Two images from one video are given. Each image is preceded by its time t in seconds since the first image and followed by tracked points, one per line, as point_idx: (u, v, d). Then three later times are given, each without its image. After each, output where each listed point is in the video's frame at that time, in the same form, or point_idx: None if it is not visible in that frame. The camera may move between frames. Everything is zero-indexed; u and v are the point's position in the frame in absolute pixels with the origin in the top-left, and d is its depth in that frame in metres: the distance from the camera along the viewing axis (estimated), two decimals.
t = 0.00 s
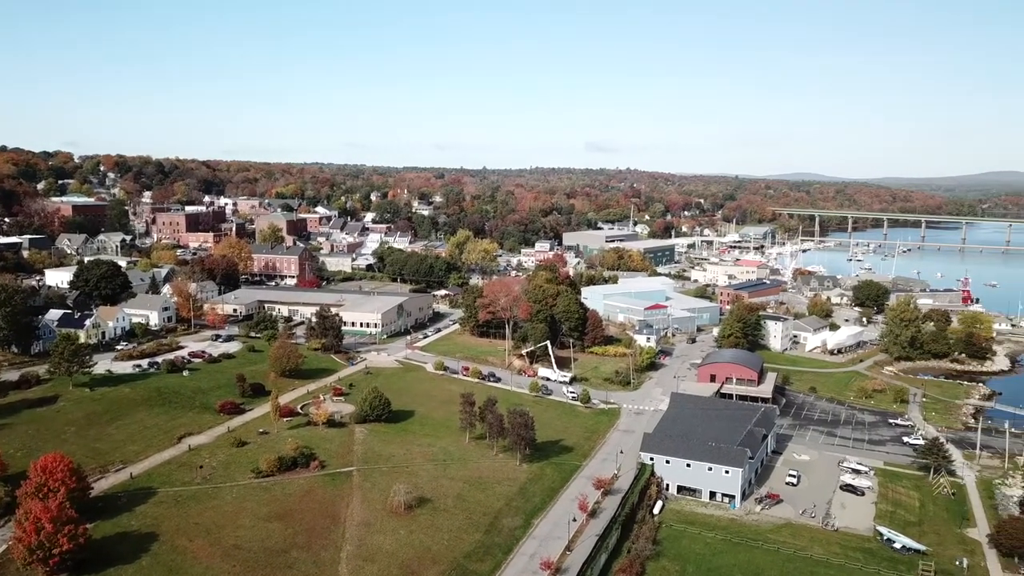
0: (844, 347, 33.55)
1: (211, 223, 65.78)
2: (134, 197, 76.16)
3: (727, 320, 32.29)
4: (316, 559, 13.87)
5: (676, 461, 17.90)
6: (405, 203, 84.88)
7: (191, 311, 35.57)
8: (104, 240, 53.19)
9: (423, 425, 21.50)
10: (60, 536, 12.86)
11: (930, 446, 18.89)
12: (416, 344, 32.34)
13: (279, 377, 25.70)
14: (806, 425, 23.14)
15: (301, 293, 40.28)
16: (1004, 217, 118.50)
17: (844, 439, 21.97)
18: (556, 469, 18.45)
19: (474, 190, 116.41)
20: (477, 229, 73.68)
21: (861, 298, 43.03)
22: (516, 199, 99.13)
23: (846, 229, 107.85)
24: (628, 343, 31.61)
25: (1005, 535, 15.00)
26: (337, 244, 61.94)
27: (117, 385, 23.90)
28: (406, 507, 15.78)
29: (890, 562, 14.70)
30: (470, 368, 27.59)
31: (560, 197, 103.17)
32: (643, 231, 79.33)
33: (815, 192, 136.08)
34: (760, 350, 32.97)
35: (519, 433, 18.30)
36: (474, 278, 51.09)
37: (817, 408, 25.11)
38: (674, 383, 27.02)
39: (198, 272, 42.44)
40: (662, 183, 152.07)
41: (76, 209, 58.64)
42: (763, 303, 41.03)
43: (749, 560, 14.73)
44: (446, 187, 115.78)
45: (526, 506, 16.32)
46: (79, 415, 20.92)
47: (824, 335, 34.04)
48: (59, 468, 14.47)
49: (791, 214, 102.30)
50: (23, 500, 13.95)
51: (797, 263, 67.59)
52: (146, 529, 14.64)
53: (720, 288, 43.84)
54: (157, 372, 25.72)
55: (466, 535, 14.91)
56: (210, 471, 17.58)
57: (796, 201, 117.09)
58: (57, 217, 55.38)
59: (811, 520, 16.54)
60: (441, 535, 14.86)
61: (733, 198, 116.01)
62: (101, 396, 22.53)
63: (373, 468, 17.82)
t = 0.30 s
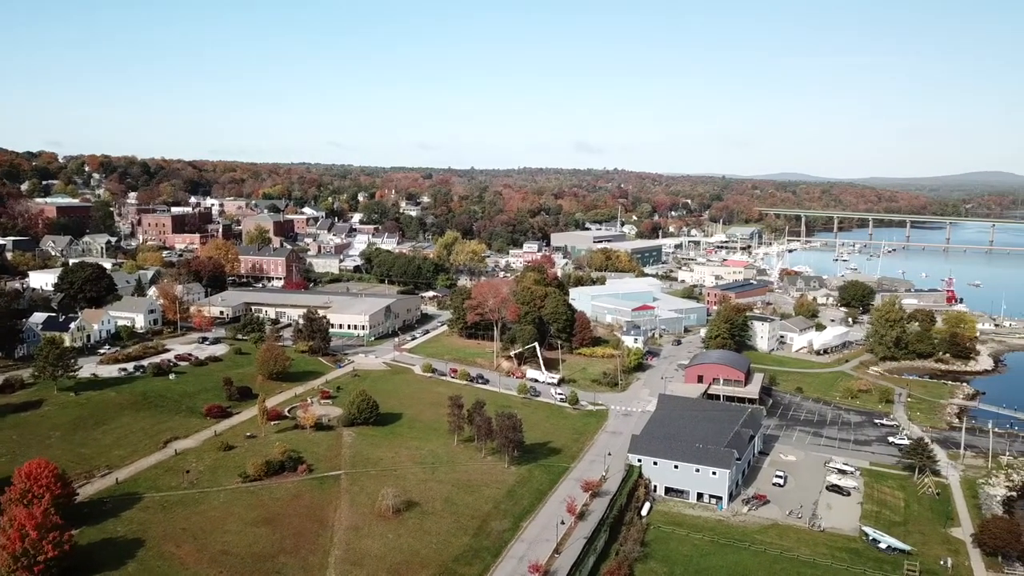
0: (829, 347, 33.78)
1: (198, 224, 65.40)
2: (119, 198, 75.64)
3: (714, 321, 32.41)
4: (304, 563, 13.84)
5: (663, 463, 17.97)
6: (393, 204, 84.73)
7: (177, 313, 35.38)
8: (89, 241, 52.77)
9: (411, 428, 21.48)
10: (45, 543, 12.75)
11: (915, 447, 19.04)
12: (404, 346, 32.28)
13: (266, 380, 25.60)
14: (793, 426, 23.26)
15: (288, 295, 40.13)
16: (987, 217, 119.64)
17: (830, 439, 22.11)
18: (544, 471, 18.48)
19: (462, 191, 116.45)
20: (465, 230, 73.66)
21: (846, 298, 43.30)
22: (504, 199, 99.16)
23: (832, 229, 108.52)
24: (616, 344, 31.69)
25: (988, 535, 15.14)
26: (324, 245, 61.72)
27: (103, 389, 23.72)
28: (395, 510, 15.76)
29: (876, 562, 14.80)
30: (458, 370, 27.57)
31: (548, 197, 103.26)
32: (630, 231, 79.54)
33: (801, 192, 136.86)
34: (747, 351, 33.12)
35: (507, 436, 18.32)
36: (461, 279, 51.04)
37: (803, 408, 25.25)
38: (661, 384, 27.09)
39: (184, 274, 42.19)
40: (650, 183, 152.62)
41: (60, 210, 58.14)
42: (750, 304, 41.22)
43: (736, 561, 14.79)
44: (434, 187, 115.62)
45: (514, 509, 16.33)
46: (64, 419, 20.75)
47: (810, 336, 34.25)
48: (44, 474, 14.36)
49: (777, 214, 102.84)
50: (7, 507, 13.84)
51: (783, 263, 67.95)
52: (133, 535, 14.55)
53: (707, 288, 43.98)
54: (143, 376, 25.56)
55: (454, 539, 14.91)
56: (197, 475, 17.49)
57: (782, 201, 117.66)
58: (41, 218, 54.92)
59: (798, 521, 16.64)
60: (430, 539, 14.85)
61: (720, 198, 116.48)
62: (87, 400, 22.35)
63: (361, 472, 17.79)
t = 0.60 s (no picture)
0: (815, 347, 34.00)
1: (184, 225, 65.00)
2: (104, 199, 75.07)
3: (701, 322, 32.51)
4: (292, 568, 13.79)
5: (651, 464, 18.04)
6: (381, 204, 84.54)
7: (163, 315, 35.17)
8: (74, 243, 52.37)
9: (399, 431, 21.45)
10: (30, 550, 12.66)
11: (900, 447, 19.18)
12: (392, 348, 32.21)
13: (253, 383, 25.49)
14: (780, 427, 23.37)
15: (275, 297, 39.96)
16: (970, 217, 120.60)
17: (816, 439, 22.25)
18: (533, 474, 18.49)
19: (450, 191, 116.30)
20: (453, 230, 73.60)
21: (832, 298, 43.57)
22: (491, 200, 99.18)
23: (818, 229, 109.18)
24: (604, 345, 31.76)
25: (972, 535, 15.29)
26: (311, 246, 61.48)
27: (88, 393, 23.55)
28: (383, 514, 15.73)
29: (862, 562, 14.91)
30: (446, 372, 27.55)
31: (536, 197, 103.34)
32: (618, 232, 79.73)
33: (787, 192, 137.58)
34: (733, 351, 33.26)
35: (496, 438, 18.33)
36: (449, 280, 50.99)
37: (790, 409, 25.38)
38: (649, 385, 27.17)
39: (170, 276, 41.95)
40: (637, 182, 153.09)
41: (45, 211, 57.65)
42: (736, 304, 41.41)
43: (723, 562, 14.86)
44: (421, 187, 115.45)
45: (502, 512, 16.33)
46: (49, 424, 20.58)
47: (796, 336, 34.45)
48: (28, 480, 14.24)
49: (764, 214, 103.33)
50: None
51: (769, 263, 68.27)
52: (119, 541, 14.46)
53: (693, 289, 44.14)
54: (129, 379, 25.40)
55: (442, 542, 14.90)
56: (183, 480, 17.39)
57: (768, 201, 118.24)
58: (25, 219, 54.44)
59: (784, 521, 16.73)
60: (418, 542, 14.84)
61: (707, 198, 116.90)
62: (72, 404, 22.18)
63: (349, 475, 17.75)
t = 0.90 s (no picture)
0: (800, 347, 34.21)
1: (168, 227, 64.58)
2: (87, 200, 74.44)
3: (687, 322, 32.61)
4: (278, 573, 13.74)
5: (637, 465, 18.10)
6: (366, 205, 84.36)
7: (147, 318, 34.92)
8: (56, 244, 51.89)
9: (385, 434, 21.42)
10: (11, 559, 12.52)
11: (882, 447, 19.36)
12: (377, 350, 32.13)
13: (238, 386, 25.36)
14: (764, 427, 23.51)
15: (260, 299, 39.76)
16: (952, 217, 121.74)
17: (800, 439, 22.40)
18: (519, 476, 18.50)
19: (436, 191, 116.19)
20: (439, 231, 73.54)
21: (816, 298, 43.87)
22: (477, 200, 99.12)
23: (802, 229, 109.91)
24: (590, 346, 31.84)
25: (954, 534, 15.45)
26: (296, 247, 61.23)
27: (70, 397, 23.34)
28: (369, 518, 15.70)
29: (846, 562, 15.02)
30: (432, 374, 27.53)
31: (522, 198, 103.42)
32: (603, 232, 79.92)
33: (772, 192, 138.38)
34: (719, 351, 33.40)
35: (482, 441, 18.34)
36: (435, 281, 50.93)
37: (774, 409, 25.56)
38: (635, 386, 27.25)
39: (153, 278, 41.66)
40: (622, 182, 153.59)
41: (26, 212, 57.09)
42: (721, 304, 41.59)
43: (709, 563, 14.93)
44: (407, 188, 115.26)
45: (489, 515, 16.33)
46: (30, 428, 20.38)
47: (781, 336, 34.65)
48: (9, 486, 14.03)
49: (749, 215, 103.92)
50: None
51: (754, 263, 68.68)
52: (102, 547, 14.34)
53: (679, 289, 44.29)
54: (112, 383, 25.20)
55: (429, 546, 14.88)
56: (167, 485, 17.27)
57: (753, 201, 118.89)
58: (6, 221, 53.89)
59: (769, 522, 16.83)
60: (404, 546, 14.82)
61: (692, 198, 117.45)
62: (54, 408, 21.97)
63: (335, 479, 17.70)
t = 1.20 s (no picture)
0: (785, 347, 34.41)
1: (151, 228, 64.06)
2: (69, 201, 73.75)
3: (672, 323, 32.71)
4: None
5: (624, 467, 18.17)
6: (352, 205, 84.07)
7: (130, 321, 34.67)
8: (37, 246, 51.36)
9: (372, 437, 21.37)
10: None
11: (866, 447, 19.53)
12: (363, 353, 32.03)
13: (223, 389, 25.23)
14: (749, 427, 23.65)
15: (245, 301, 39.54)
16: (934, 217, 122.78)
17: (785, 440, 22.55)
18: (506, 479, 18.52)
19: (422, 192, 116.10)
20: (425, 232, 73.43)
21: (801, 298, 44.16)
22: (463, 200, 99.06)
23: (786, 229, 110.58)
24: (576, 348, 31.91)
25: (937, 533, 15.60)
26: (282, 248, 60.92)
27: (53, 401, 23.13)
28: (355, 522, 15.66)
29: (830, 562, 15.14)
30: (418, 377, 27.48)
31: (508, 198, 103.44)
32: (589, 232, 80.06)
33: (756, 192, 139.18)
34: (704, 352, 33.54)
35: (469, 444, 18.34)
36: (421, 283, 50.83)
37: (760, 409, 25.72)
38: (621, 387, 27.33)
39: (137, 281, 41.35)
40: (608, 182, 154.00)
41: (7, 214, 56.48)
42: (707, 305, 41.80)
43: (696, 564, 15.00)
44: (393, 188, 114.96)
45: (475, 518, 16.34)
46: (12, 433, 20.19)
47: (766, 337, 34.83)
48: None
49: (734, 215, 104.41)
50: None
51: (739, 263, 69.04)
52: (86, 554, 14.23)
53: (664, 290, 44.43)
54: (96, 387, 24.99)
55: (415, 549, 14.87)
56: (152, 490, 17.16)
57: (738, 201, 119.45)
58: None
59: (754, 522, 16.93)
60: (391, 550, 14.79)
61: (677, 198, 117.85)
62: (36, 413, 21.77)
63: (321, 483, 17.65)
